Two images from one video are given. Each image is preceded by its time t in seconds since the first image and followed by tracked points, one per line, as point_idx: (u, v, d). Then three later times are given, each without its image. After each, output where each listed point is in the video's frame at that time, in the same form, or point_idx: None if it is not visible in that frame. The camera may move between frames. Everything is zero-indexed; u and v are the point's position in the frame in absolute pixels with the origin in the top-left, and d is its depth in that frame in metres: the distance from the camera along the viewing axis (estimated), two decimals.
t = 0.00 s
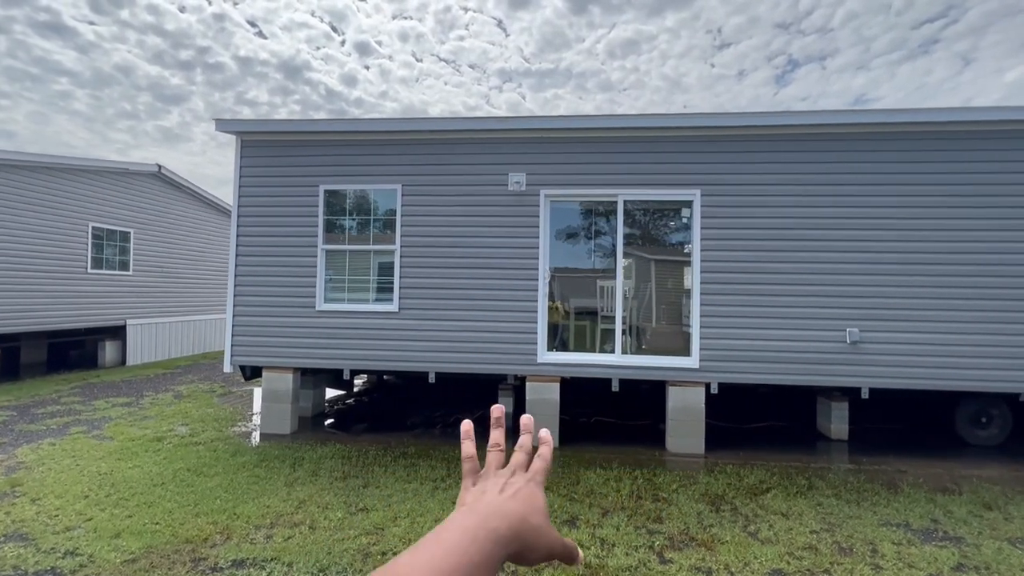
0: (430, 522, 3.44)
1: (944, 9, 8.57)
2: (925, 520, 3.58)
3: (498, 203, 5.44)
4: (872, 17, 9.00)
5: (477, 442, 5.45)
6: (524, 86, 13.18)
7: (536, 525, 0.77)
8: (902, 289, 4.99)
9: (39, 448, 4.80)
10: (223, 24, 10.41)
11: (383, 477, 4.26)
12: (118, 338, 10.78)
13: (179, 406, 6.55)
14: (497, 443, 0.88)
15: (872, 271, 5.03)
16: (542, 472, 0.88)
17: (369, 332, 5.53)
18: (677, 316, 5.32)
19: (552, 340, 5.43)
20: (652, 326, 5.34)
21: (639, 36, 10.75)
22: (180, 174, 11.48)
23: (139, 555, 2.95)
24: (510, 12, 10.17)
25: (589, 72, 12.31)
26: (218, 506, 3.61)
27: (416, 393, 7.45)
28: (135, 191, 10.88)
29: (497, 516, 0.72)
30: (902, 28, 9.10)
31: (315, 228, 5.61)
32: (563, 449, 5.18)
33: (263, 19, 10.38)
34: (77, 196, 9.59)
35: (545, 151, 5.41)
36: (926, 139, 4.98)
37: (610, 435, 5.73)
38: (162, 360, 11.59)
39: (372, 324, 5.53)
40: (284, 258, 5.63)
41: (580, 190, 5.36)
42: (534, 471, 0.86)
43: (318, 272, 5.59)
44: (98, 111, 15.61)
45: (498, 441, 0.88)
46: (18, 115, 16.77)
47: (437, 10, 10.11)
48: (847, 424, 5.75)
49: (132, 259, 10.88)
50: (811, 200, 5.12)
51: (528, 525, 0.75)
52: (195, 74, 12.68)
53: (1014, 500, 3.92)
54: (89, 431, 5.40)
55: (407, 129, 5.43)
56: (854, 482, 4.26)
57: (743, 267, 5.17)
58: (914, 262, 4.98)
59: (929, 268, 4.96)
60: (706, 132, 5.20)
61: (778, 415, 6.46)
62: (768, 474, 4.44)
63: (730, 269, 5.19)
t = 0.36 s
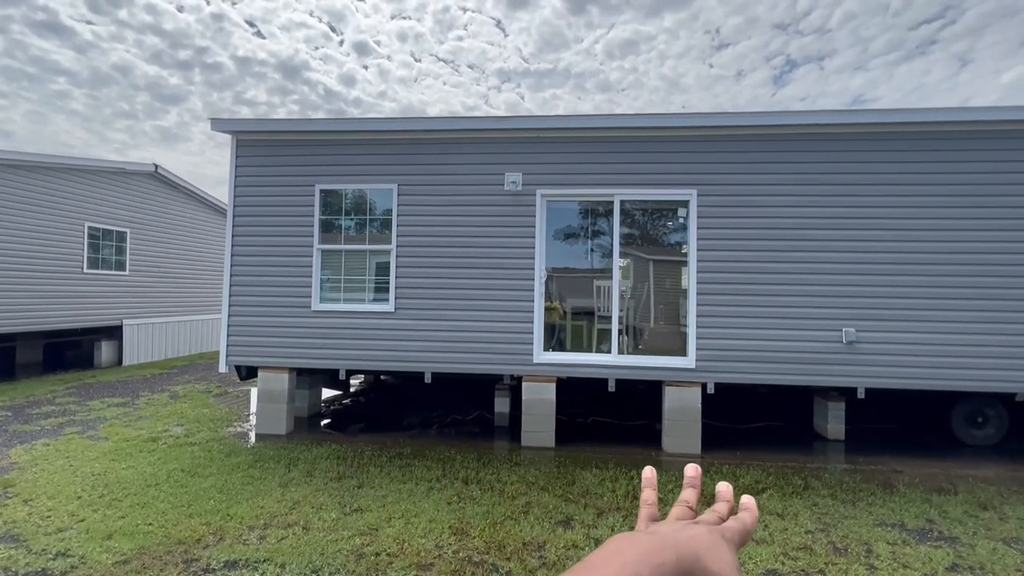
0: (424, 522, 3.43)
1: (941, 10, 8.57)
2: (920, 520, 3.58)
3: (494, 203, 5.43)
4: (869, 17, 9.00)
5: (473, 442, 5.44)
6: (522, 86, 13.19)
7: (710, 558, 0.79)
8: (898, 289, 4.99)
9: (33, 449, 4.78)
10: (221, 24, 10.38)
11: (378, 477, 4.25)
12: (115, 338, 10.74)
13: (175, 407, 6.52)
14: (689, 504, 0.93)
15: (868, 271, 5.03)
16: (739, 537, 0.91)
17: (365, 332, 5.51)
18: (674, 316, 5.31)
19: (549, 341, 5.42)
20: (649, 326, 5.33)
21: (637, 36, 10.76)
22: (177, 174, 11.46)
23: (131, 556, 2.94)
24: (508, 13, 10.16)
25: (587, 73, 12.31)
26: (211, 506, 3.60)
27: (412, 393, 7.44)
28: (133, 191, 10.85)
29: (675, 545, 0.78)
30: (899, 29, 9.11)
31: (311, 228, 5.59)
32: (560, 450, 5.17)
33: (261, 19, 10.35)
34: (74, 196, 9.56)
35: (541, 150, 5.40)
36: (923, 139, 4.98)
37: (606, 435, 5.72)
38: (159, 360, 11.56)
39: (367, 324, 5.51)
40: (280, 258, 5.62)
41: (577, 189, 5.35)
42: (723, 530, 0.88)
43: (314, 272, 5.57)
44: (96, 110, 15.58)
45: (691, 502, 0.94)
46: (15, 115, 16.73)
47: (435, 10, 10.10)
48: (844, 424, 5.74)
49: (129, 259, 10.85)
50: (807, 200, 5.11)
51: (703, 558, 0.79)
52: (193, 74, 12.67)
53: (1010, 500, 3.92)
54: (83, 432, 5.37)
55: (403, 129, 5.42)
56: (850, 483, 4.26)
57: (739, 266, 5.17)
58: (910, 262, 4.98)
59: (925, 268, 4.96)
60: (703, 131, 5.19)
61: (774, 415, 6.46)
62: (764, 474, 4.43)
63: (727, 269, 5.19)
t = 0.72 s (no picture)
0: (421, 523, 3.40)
1: (939, 11, 8.56)
2: (920, 520, 3.56)
3: (492, 201, 5.40)
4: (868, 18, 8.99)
5: (472, 442, 5.42)
6: (521, 86, 13.17)
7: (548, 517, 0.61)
8: (897, 289, 4.97)
9: (27, 450, 4.74)
10: (220, 24, 10.34)
11: (375, 478, 4.23)
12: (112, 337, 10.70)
13: (172, 406, 6.49)
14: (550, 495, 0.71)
15: (868, 270, 5.02)
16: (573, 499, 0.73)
17: (362, 332, 5.49)
18: (673, 316, 5.29)
19: (547, 340, 5.39)
20: (648, 326, 5.31)
21: (636, 36, 10.75)
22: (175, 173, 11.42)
23: (126, 558, 2.91)
24: (508, 13, 10.14)
25: (586, 73, 12.29)
26: (207, 507, 3.57)
27: (411, 393, 7.41)
28: (130, 191, 10.82)
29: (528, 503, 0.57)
30: (898, 30, 9.10)
31: (309, 228, 5.56)
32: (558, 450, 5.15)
33: (261, 19, 10.30)
34: (71, 196, 9.52)
35: (540, 149, 5.37)
36: (923, 137, 4.96)
37: (605, 435, 5.69)
38: (157, 360, 11.52)
39: (365, 323, 5.48)
40: (277, 257, 5.59)
41: (576, 188, 5.33)
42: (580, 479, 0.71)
43: (311, 272, 5.55)
44: (94, 110, 15.55)
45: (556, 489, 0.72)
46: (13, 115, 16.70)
47: (434, 10, 10.08)
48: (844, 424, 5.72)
49: (126, 259, 10.81)
50: (807, 199, 5.09)
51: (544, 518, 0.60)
52: (192, 74, 12.63)
53: (1010, 501, 3.90)
54: (79, 433, 5.34)
55: (401, 127, 5.39)
56: (850, 483, 4.23)
57: (739, 266, 5.15)
58: (910, 261, 4.96)
59: (925, 267, 4.94)
60: (703, 130, 5.17)
61: (774, 415, 6.44)
62: (763, 474, 4.41)
63: (726, 269, 5.17)
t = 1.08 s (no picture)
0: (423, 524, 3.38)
1: (937, 11, 8.56)
2: (923, 520, 3.54)
3: (493, 201, 5.38)
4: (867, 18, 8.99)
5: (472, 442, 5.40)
6: (520, 86, 13.15)
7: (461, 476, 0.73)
8: (898, 288, 4.97)
9: (26, 450, 4.72)
10: (219, 24, 10.30)
11: (376, 478, 4.21)
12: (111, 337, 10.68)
13: (171, 406, 6.47)
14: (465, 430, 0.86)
15: (868, 269, 5.00)
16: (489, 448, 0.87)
17: (362, 332, 5.47)
18: (673, 316, 5.28)
19: (548, 340, 5.38)
20: (648, 326, 5.30)
21: (636, 37, 10.74)
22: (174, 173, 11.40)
23: (125, 559, 2.89)
24: (507, 13, 10.12)
25: (585, 73, 12.28)
26: (207, 508, 3.55)
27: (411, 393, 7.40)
28: (129, 190, 10.80)
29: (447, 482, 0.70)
30: (897, 30, 9.11)
31: (308, 227, 5.54)
32: (559, 450, 5.13)
33: (260, 19, 10.27)
34: (71, 195, 9.51)
35: (541, 148, 5.36)
36: (923, 137, 4.95)
37: (606, 435, 5.67)
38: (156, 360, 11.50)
39: (365, 323, 5.47)
40: (277, 257, 5.57)
41: (576, 188, 5.32)
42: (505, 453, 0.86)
43: (311, 272, 5.53)
44: (94, 109, 15.52)
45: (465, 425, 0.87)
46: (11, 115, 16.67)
47: (433, 10, 10.05)
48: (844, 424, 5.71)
49: (126, 259, 10.80)
50: (807, 199, 5.08)
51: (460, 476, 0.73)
52: (191, 74, 12.61)
53: (1012, 501, 3.89)
54: (78, 433, 5.32)
55: (401, 126, 5.37)
56: (851, 483, 4.22)
57: (740, 265, 5.14)
58: (911, 260, 4.95)
59: (926, 267, 4.93)
60: (704, 129, 5.15)
61: (775, 415, 6.43)
62: (764, 474, 4.40)
63: (727, 268, 5.15)
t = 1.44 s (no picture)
0: (424, 523, 3.38)
1: (937, 12, 8.57)
2: (925, 521, 3.54)
3: (494, 201, 5.38)
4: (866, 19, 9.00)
5: (474, 443, 5.38)
6: (520, 86, 13.15)
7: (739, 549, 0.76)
8: (899, 288, 4.96)
9: (27, 450, 4.71)
10: (219, 24, 10.29)
11: (377, 478, 4.20)
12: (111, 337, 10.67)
13: (172, 406, 6.46)
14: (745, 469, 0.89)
15: (870, 270, 5.00)
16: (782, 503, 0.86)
17: (362, 332, 5.46)
18: (675, 316, 5.28)
19: (548, 340, 5.37)
20: (648, 326, 5.30)
21: (636, 37, 10.74)
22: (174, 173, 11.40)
23: (126, 559, 2.88)
24: (507, 13, 10.11)
25: (585, 73, 12.27)
26: (208, 508, 3.54)
27: (411, 393, 7.39)
28: (130, 190, 10.80)
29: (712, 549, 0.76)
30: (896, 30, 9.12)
31: (308, 227, 5.53)
32: (560, 450, 5.13)
33: (260, 19, 10.26)
34: (71, 195, 9.50)
35: (541, 148, 5.35)
36: (924, 137, 4.95)
37: (607, 435, 5.67)
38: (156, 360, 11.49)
39: (366, 323, 5.46)
40: (278, 256, 5.56)
41: (577, 187, 5.31)
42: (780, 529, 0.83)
43: (311, 271, 5.52)
44: (94, 109, 15.52)
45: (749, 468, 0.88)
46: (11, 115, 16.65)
47: (433, 10, 10.05)
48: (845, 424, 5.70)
49: (126, 258, 10.79)
50: (808, 199, 5.08)
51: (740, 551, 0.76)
52: (191, 73, 12.60)
53: (1014, 501, 3.89)
54: (79, 433, 5.31)
55: (402, 126, 5.36)
56: (853, 483, 4.22)
57: (741, 265, 5.13)
58: (912, 260, 4.95)
59: (927, 267, 4.93)
60: (705, 129, 5.15)
61: (775, 415, 6.43)
62: (766, 475, 4.39)
63: (728, 268, 5.15)
